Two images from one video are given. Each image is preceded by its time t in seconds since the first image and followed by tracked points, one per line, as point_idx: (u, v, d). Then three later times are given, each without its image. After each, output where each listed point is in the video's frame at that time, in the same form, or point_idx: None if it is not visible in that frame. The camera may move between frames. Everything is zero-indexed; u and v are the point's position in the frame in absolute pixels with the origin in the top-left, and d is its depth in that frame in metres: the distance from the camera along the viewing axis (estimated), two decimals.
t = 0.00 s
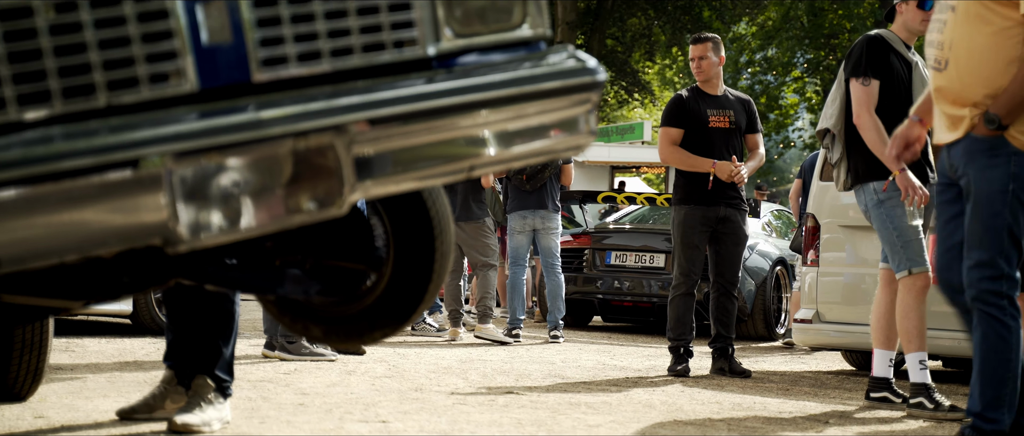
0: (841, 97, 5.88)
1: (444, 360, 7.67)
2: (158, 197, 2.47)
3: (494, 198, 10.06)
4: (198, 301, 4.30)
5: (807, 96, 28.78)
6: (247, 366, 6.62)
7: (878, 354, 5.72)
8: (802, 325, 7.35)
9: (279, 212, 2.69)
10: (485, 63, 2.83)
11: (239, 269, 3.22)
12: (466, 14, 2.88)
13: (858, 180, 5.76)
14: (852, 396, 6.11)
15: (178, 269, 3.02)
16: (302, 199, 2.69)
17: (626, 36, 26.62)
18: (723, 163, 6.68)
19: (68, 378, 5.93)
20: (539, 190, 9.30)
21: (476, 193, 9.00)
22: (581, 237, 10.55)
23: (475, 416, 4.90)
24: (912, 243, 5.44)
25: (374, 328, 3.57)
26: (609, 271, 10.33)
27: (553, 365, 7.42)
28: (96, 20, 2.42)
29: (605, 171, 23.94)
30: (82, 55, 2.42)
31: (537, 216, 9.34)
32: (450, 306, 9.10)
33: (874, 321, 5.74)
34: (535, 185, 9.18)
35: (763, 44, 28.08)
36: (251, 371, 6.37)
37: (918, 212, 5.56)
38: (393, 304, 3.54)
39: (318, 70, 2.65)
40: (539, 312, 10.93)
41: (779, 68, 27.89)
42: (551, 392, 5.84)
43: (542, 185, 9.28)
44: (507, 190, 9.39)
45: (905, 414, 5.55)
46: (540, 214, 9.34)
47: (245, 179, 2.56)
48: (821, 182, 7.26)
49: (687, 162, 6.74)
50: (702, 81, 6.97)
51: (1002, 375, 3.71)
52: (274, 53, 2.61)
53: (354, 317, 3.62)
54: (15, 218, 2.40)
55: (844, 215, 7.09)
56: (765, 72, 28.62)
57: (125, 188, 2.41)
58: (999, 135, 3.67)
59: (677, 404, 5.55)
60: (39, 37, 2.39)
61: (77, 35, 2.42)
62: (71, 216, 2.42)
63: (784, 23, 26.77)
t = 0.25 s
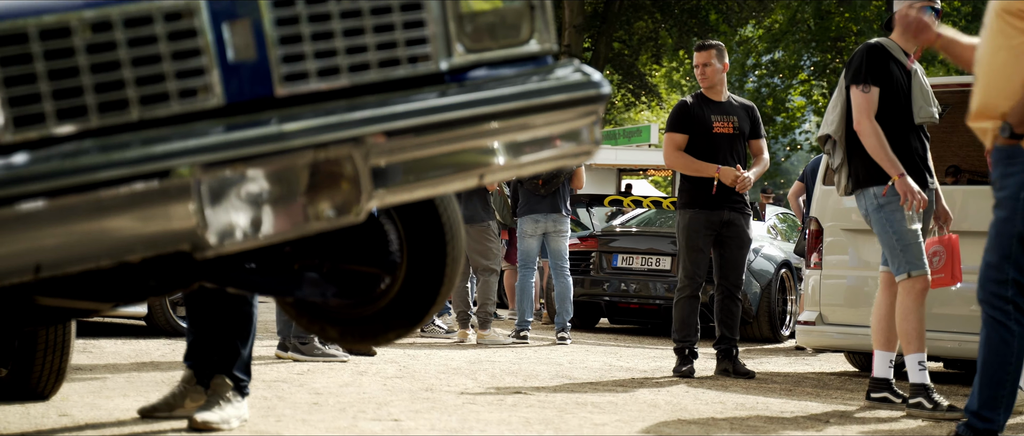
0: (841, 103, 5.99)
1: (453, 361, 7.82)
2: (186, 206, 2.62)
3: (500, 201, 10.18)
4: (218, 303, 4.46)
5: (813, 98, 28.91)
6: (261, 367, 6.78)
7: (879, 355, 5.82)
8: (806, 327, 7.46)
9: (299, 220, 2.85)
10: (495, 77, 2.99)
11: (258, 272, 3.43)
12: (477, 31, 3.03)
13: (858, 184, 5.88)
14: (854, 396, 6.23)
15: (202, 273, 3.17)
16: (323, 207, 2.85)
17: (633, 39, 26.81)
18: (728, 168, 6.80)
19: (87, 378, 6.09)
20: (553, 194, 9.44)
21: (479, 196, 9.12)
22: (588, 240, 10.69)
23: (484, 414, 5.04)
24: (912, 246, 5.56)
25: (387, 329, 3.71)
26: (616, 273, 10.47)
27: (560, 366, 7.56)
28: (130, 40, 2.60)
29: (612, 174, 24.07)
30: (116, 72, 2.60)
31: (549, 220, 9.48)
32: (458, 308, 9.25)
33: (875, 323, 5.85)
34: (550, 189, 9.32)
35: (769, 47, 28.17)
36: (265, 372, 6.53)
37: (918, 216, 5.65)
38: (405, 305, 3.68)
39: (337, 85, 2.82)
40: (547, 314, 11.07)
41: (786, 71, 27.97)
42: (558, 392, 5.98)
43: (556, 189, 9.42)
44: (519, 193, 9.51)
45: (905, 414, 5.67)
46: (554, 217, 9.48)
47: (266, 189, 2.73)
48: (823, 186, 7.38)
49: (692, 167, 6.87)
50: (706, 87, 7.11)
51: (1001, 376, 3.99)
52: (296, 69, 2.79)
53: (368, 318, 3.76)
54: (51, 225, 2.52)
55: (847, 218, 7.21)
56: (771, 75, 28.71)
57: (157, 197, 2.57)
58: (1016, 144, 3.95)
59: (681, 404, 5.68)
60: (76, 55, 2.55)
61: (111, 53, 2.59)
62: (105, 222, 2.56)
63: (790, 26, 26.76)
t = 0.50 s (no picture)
0: (847, 109, 6.06)
1: (467, 362, 7.97)
2: (216, 212, 2.78)
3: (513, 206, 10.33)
4: (241, 306, 4.62)
5: (824, 102, 28.97)
6: (279, 368, 6.94)
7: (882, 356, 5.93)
8: (813, 330, 7.52)
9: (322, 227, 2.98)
10: (508, 89, 3.17)
11: (280, 276, 3.57)
12: (491, 46, 3.22)
13: (863, 189, 5.96)
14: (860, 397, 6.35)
15: (229, 277, 3.33)
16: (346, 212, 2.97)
17: (644, 43, 26.92)
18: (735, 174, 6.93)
19: (111, 378, 6.27)
20: (570, 198, 9.59)
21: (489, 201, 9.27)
22: (599, 243, 10.83)
23: (498, 413, 5.18)
24: (915, 250, 5.70)
25: (405, 330, 3.88)
26: (627, 276, 10.60)
27: (572, 368, 7.70)
28: (164, 55, 2.79)
29: (623, 177, 24.18)
30: (151, 86, 2.79)
31: (565, 224, 9.61)
32: (471, 311, 9.40)
33: (880, 325, 5.96)
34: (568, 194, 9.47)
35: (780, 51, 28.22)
36: (283, 372, 6.70)
37: (921, 220, 5.78)
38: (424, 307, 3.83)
39: (359, 97, 3.01)
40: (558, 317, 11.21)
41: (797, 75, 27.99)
42: (570, 392, 6.12)
43: (573, 194, 9.57)
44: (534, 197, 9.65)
45: (909, 414, 5.79)
46: (570, 222, 9.62)
47: (291, 197, 2.87)
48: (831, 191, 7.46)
49: (700, 172, 7.00)
50: (714, 94, 7.24)
51: None
52: (319, 82, 2.97)
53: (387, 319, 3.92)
54: (91, 232, 2.67)
55: (854, 222, 7.29)
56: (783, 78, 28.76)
57: (188, 203, 2.72)
58: None
59: (689, 403, 5.81)
60: (115, 70, 2.75)
61: (147, 69, 2.78)
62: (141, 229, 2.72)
63: (801, 29, 26.69)
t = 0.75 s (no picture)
0: (858, 117, 6.14)
1: (486, 365, 8.12)
2: (251, 222, 2.95)
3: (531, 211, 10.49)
4: (269, 310, 4.78)
5: (842, 105, 28.99)
6: (303, 370, 7.11)
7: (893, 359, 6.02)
8: (827, 332, 7.59)
9: (349, 236, 3.14)
10: (526, 103, 3.35)
11: (307, 281, 3.75)
12: (511, 62, 3.41)
13: (874, 195, 6.04)
14: (871, 399, 6.46)
15: (261, 282, 3.51)
16: (374, 220, 3.15)
17: (661, 47, 26.78)
18: (749, 179, 7.05)
19: (140, 380, 6.45)
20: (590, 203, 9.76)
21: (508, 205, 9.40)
22: (616, 247, 10.96)
23: (517, 414, 5.34)
24: (924, 255, 5.80)
25: (428, 333, 4.03)
26: (644, 280, 10.73)
27: (589, 370, 7.84)
28: (202, 74, 2.98)
29: (641, 181, 24.27)
30: (190, 103, 2.98)
31: (584, 227, 9.79)
32: (490, 314, 9.55)
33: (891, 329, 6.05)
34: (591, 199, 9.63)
35: (798, 54, 28.27)
36: (307, 374, 6.87)
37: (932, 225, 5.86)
38: (444, 314, 4.00)
39: (385, 112, 3.19)
40: (576, 320, 11.35)
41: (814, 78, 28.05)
42: (587, 394, 6.26)
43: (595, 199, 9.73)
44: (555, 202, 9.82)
45: (919, 416, 5.90)
46: (590, 226, 9.80)
47: (320, 208, 3.04)
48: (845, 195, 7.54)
49: (714, 178, 7.13)
50: (729, 101, 7.37)
51: None
52: (348, 99, 3.14)
53: (408, 324, 4.11)
54: (133, 242, 2.85)
55: (868, 226, 7.39)
56: (800, 81, 28.84)
57: (225, 214, 2.90)
58: None
59: (704, 405, 5.94)
60: (156, 88, 2.94)
61: (186, 86, 2.97)
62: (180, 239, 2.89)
63: (819, 32, 26.69)
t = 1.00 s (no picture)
0: (878, 124, 6.22)
1: (511, 367, 8.27)
2: (290, 233, 3.12)
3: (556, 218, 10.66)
4: (302, 314, 4.96)
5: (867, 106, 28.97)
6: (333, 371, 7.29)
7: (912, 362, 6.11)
8: (848, 336, 7.68)
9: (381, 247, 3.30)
10: (549, 119, 3.55)
11: (341, 288, 3.98)
12: (536, 80, 3.61)
13: (893, 201, 6.12)
14: (891, 401, 6.57)
15: (297, 289, 3.68)
16: (406, 231, 3.29)
17: (685, 48, 26.80)
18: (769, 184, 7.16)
19: (176, 381, 6.65)
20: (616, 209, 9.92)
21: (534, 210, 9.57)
22: (639, 250, 11.09)
23: (542, 416, 5.49)
24: (943, 260, 5.88)
25: (456, 337, 4.23)
26: (667, 282, 10.86)
27: (613, 372, 7.98)
28: (243, 93, 3.18)
29: (666, 182, 24.35)
30: (233, 121, 3.18)
31: (608, 232, 9.95)
32: (515, 317, 9.70)
33: (909, 333, 6.14)
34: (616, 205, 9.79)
35: (822, 55, 28.31)
36: (338, 376, 7.05)
37: (950, 231, 5.94)
38: (471, 318, 4.18)
39: (416, 129, 3.39)
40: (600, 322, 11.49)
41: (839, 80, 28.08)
42: (611, 396, 6.40)
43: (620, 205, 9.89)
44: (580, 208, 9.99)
45: (937, 418, 5.99)
46: (615, 230, 9.96)
47: (354, 220, 3.21)
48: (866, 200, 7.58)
49: (736, 183, 7.26)
50: (750, 107, 7.48)
51: None
52: (381, 116, 3.34)
53: (436, 328, 4.30)
54: (178, 254, 3.02)
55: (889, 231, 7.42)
56: (825, 83, 28.88)
57: (264, 226, 3.08)
58: None
59: (726, 407, 6.07)
60: (201, 107, 3.14)
61: (228, 105, 3.17)
62: (224, 252, 3.06)
63: (844, 34, 26.72)
